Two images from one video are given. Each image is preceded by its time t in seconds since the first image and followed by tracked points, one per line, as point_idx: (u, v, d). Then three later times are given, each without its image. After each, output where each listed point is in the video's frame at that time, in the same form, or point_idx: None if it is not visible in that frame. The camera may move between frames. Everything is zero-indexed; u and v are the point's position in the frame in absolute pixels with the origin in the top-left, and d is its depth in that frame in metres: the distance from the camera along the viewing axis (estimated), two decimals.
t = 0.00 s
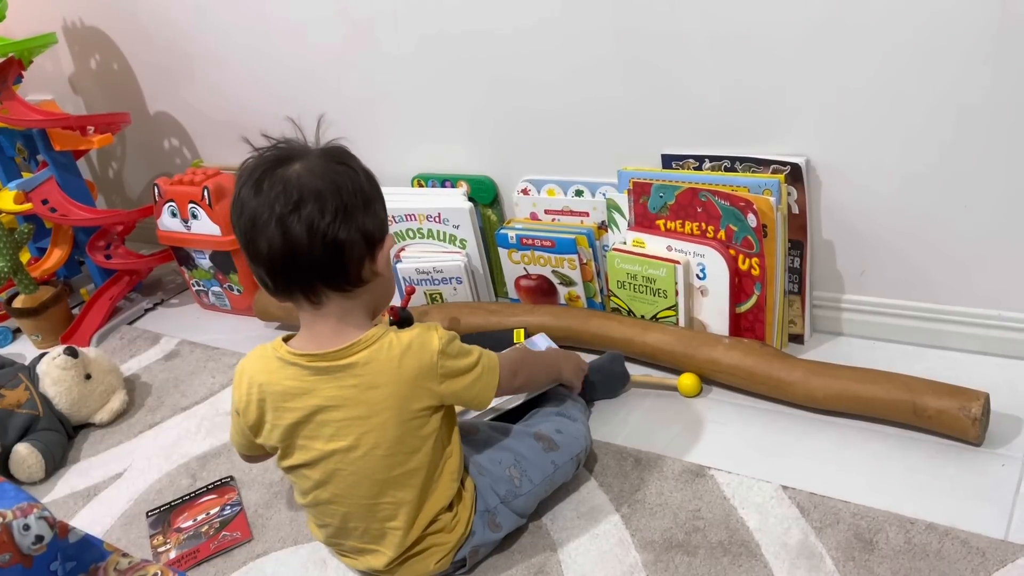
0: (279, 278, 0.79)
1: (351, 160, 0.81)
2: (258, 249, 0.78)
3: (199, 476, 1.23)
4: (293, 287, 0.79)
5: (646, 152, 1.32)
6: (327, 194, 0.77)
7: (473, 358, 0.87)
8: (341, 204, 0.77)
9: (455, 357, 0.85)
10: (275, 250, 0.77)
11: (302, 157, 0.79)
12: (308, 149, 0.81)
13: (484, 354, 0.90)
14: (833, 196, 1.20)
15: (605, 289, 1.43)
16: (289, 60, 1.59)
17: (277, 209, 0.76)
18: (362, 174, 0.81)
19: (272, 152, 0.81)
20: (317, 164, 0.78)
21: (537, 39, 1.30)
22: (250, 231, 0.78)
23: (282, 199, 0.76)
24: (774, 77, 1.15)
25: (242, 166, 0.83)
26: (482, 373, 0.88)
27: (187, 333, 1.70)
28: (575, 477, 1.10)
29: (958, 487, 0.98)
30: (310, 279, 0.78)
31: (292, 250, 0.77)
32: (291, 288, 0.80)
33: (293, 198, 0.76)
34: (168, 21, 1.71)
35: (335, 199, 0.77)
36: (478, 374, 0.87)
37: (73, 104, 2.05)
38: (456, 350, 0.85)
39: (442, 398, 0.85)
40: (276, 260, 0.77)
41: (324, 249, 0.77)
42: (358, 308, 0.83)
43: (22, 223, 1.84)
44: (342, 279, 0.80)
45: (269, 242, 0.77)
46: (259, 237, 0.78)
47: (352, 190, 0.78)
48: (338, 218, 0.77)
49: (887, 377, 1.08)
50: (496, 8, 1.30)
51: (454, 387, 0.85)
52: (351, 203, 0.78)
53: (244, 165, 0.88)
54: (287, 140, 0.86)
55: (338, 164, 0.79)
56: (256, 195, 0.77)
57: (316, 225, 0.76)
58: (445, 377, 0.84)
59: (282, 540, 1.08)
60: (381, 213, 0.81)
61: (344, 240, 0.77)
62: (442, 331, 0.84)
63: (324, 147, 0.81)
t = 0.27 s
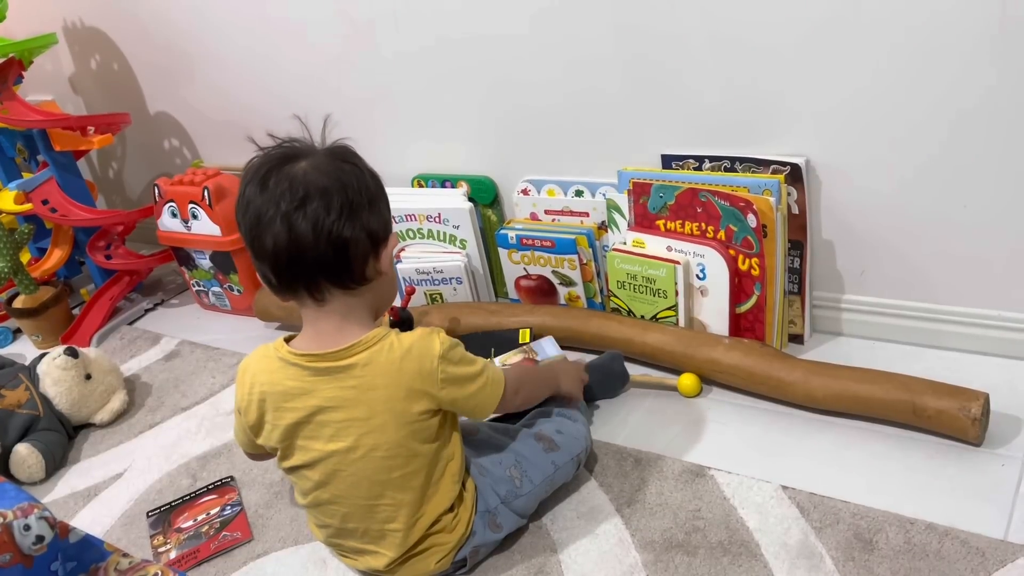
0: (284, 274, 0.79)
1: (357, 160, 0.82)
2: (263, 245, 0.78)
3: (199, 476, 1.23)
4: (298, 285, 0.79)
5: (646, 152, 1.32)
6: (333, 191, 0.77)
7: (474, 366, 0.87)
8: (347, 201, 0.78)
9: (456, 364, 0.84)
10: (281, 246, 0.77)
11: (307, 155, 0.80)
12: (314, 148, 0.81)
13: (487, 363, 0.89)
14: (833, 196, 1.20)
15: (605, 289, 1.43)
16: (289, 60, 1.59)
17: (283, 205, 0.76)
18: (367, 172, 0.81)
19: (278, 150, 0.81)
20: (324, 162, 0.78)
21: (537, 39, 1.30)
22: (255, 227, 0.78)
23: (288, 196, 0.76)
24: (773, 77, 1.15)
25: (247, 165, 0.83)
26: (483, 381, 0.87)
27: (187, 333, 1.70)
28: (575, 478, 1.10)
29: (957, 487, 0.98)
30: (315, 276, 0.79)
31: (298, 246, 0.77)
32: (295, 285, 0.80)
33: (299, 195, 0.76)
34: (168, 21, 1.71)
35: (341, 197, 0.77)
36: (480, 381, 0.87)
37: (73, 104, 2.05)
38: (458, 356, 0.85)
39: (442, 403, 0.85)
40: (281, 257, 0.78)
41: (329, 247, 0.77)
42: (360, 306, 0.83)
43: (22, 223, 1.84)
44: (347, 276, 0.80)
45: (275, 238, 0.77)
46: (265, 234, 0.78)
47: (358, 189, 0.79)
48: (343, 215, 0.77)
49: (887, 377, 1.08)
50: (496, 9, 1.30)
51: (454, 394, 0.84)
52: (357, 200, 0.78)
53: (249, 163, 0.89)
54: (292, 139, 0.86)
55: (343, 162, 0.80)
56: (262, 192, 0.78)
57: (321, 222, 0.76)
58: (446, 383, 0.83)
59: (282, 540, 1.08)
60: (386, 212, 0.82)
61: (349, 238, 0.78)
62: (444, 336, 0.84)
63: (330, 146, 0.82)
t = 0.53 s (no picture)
0: (284, 274, 0.79)
1: (356, 162, 0.83)
2: (263, 245, 0.78)
3: (200, 476, 1.23)
4: (297, 284, 0.79)
5: (647, 152, 1.32)
6: (334, 190, 0.78)
7: (471, 372, 0.87)
8: (348, 201, 0.78)
9: (454, 370, 0.84)
10: (281, 245, 0.77)
11: (308, 157, 0.80)
12: (314, 150, 0.82)
13: (483, 368, 0.89)
14: (833, 196, 1.20)
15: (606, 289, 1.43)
16: (290, 60, 1.59)
17: (284, 204, 0.77)
18: (367, 174, 0.82)
19: (278, 152, 0.82)
20: (324, 163, 0.79)
21: (537, 39, 1.30)
22: (256, 227, 0.78)
23: (289, 195, 0.77)
24: (773, 77, 1.15)
25: (247, 167, 0.84)
26: (480, 387, 0.87)
27: (187, 334, 1.70)
28: (576, 478, 1.10)
29: (958, 486, 0.98)
30: (315, 276, 0.79)
31: (298, 245, 0.77)
32: (295, 285, 0.79)
33: (300, 194, 0.77)
34: (168, 21, 1.71)
35: (342, 197, 0.78)
36: (477, 387, 0.87)
37: (74, 104, 2.05)
38: (455, 362, 0.85)
39: (439, 408, 0.85)
40: (282, 256, 0.78)
41: (329, 246, 0.77)
42: (359, 308, 0.83)
43: (23, 224, 1.84)
44: (347, 276, 0.80)
45: (275, 237, 0.77)
46: (265, 233, 0.78)
47: (359, 190, 0.79)
48: (343, 214, 0.78)
49: (887, 377, 1.08)
50: (496, 9, 1.31)
51: (452, 399, 0.84)
52: (357, 200, 0.79)
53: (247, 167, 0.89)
54: (291, 143, 0.87)
55: (343, 163, 0.81)
56: (262, 192, 0.78)
57: (322, 221, 0.77)
58: (443, 388, 0.83)
59: (284, 540, 1.08)
60: (386, 214, 0.82)
61: (350, 238, 0.78)
62: (443, 342, 0.84)
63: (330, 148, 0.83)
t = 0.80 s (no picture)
0: (282, 274, 0.79)
1: (352, 163, 0.83)
2: (261, 245, 0.78)
3: (201, 476, 1.23)
4: (296, 284, 0.79)
5: (647, 152, 1.32)
6: (332, 190, 0.78)
7: (469, 372, 0.87)
8: (346, 200, 0.79)
9: (452, 370, 0.84)
10: (280, 245, 0.77)
11: (304, 158, 0.81)
12: (310, 152, 0.83)
13: (481, 367, 0.89)
14: (834, 196, 1.20)
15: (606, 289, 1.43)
16: (290, 60, 1.59)
17: (283, 204, 0.77)
18: (363, 175, 0.83)
19: (274, 153, 0.82)
20: (321, 164, 0.80)
21: (537, 39, 1.30)
22: (253, 227, 0.78)
23: (288, 195, 0.77)
24: (774, 77, 1.15)
25: (241, 169, 0.83)
26: (479, 386, 0.87)
27: (188, 334, 1.70)
28: (576, 477, 1.10)
29: (958, 486, 0.98)
30: (314, 275, 0.79)
31: (298, 244, 0.77)
32: (294, 285, 0.79)
33: (299, 193, 0.77)
34: (168, 22, 1.71)
35: (340, 196, 0.78)
36: (475, 386, 0.87)
37: (74, 104, 2.05)
38: (453, 362, 0.85)
39: (438, 408, 0.85)
40: (281, 256, 0.77)
41: (328, 245, 0.77)
42: (356, 309, 0.83)
43: (23, 224, 1.84)
44: (345, 276, 0.80)
45: (274, 237, 0.77)
46: (263, 233, 0.78)
47: (356, 189, 0.80)
48: (342, 214, 0.78)
49: (887, 377, 1.08)
50: (497, 9, 1.31)
51: (450, 400, 0.85)
52: (355, 200, 0.79)
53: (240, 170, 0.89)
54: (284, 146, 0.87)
55: (340, 164, 0.81)
56: (260, 192, 0.78)
57: (321, 221, 0.77)
58: (442, 388, 0.83)
59: (284, 539, 1.08)
60: (382, 214, 0.83)
61: (348, 237, 0.78)
62: (440, 342, 0.84)
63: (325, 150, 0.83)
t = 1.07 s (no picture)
0: (285, 272, 0.78)
1: (353, 163, 0.84)
2: (264, 242, 0.78)
3: (201, 476, 1.23)
4: (299, 282, 0.79)
5: (647, 152, 1.32)
6: (336, 188, 0.78)
7: (469, 370, 0.87)
8: (349, 198, 0.79)
9: (451, 369, 0.84)
10: (283, 242, 0.77)
11: (306, 157, 0.81)
12: (312, 151, 0.83)
13: (481, 365, 0.89)
14: (834, 195, 1.20)
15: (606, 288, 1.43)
16: (290, 60, 1.59)
17: (287, 201, 0.77)
18: (365, 174, 0.83)
19: (276, 153, 0.82)
20: (325, 162, 0.80)
21: (537, 39, 1.30)
22: (256, 224, 0.78)
23: (291, 193, 0.77)
24: (774, 77, 1.15)
25: (241, 169, 0.83)
26: (479, 385, 0.87)
27: (188, 334, 1.70)
28: (576, 477, 1.10)
29: (959, 486, 0.98)
30: (317, 273, 0.78)
31: (301, 241, 0.77)
32: (297, 282, 0.79)
33: (302, 191, 0.77)
34: (168, 22, 1.71)
35: (343, 194, 0.78)
36: (475, 385, 0.87)
37: (74, 104, 2.05)
38: (453, 361, 0.84)
39: (438, 407, 0.85)
40: (284, 254, 0.77)
41: (332, 243, 0.77)
42: (357, 308, 0.83)
43: (23, 224, 1.84)
44: (348, 274, 0.80)
45: (277, 234, 0.77)
46: (266, 231, 0.78)
47: (359, 188, 0.80)
48: (345, 211, 0.78)
49: (888, 376, 1.08)
50: (496, 8, 1.31)
51: (450, 399, 0.84)
52: (358, 198, 0.79)
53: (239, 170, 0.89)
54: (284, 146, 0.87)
55: (342, 163, 0.82)
56: (263, 190, 0.78)
57: (325, 218, 0.77)
58: (441, 387, 0.83)
59: (284, 539, 1.08)
60: (383, 213, 0.83)
61: (352, 235, 0.78)
62: (440, 341, 0.84)
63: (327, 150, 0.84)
